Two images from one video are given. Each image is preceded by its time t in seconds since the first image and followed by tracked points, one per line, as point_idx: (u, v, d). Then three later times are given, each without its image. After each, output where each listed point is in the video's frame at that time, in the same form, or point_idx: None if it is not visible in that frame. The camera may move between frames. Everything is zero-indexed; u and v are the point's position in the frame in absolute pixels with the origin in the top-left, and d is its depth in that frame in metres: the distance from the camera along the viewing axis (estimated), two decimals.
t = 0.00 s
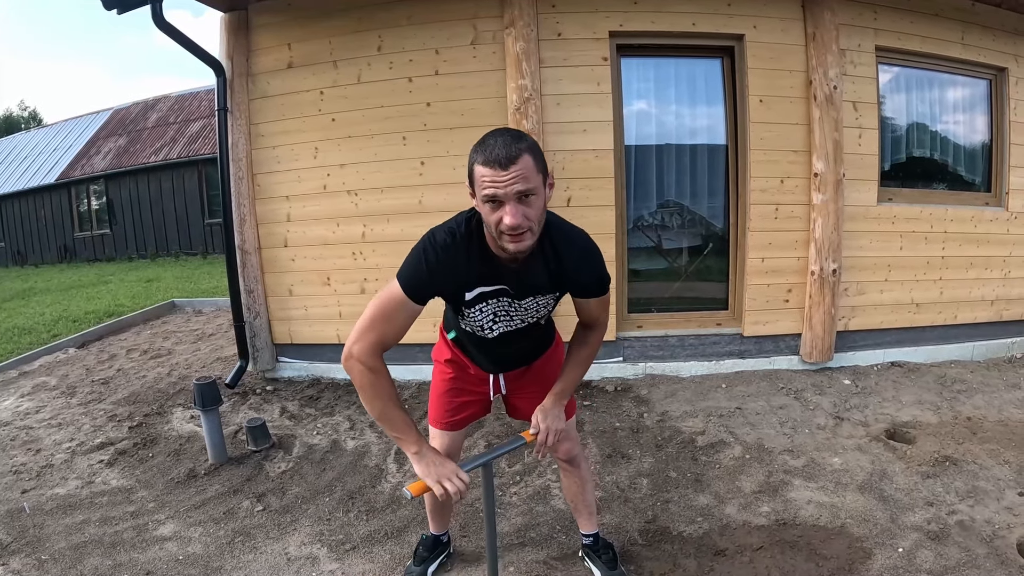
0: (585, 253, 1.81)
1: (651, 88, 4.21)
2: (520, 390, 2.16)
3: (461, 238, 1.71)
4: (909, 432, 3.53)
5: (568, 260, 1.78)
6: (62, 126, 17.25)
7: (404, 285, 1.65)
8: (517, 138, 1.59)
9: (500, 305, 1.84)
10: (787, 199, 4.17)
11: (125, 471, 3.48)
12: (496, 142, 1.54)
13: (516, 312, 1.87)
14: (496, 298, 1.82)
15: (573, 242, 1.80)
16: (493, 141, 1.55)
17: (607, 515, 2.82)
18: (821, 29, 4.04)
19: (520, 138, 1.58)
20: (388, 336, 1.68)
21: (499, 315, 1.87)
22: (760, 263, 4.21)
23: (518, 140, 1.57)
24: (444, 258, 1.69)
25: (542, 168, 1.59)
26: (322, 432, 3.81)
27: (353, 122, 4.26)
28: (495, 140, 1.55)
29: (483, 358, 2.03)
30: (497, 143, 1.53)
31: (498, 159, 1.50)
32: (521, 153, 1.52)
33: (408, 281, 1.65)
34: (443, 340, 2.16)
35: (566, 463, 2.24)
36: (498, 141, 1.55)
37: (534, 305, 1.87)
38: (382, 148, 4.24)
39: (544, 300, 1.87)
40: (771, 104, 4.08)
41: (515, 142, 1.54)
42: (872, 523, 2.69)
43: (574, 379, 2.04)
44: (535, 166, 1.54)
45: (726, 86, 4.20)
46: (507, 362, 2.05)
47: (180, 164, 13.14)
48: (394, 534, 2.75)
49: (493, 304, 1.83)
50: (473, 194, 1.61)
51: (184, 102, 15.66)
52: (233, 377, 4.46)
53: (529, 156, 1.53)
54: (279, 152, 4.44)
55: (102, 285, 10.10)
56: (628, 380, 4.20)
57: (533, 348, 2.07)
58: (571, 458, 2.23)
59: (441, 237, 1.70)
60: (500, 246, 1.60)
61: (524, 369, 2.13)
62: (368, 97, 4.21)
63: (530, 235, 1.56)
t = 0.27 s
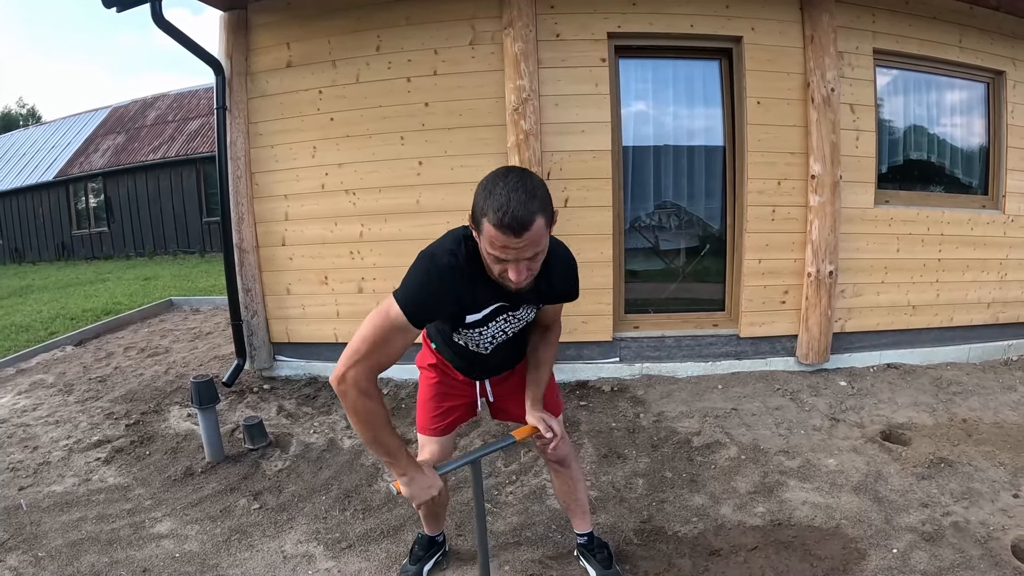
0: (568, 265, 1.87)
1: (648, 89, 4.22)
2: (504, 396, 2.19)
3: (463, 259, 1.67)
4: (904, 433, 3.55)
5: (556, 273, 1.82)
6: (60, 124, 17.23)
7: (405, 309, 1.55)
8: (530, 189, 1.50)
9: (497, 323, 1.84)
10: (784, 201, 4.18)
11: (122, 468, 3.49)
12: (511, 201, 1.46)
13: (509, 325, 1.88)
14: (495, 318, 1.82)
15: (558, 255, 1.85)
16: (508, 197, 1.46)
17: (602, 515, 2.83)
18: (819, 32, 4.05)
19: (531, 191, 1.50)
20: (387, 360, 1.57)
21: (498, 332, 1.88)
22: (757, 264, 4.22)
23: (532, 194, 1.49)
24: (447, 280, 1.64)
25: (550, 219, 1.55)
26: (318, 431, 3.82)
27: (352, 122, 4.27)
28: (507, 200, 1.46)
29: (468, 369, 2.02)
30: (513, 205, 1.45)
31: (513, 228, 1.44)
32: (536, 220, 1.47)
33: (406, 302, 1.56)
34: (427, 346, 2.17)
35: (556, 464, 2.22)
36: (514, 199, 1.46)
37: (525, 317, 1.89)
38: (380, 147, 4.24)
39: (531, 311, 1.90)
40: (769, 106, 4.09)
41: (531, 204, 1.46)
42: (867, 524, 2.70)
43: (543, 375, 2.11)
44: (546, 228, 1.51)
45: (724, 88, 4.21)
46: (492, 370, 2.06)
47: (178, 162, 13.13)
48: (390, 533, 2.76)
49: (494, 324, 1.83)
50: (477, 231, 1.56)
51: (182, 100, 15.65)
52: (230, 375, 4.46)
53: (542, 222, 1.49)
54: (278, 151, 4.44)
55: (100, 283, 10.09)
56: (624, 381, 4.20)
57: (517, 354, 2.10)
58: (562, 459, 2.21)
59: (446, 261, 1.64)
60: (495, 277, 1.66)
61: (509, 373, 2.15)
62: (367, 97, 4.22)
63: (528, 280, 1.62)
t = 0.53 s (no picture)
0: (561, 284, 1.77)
1: (646, 91, 4.23)
2: (509, 391, 2.20)
3: (439, 286, 1.68)
4: (899, 435, 3.56)
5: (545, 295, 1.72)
6: (57, 121, 17.21)
7: (379, 321, 1.71)
8: (500, 246, 1.46)
9: (475, 341, 1.83)
10: (780, 203, 4.20)
11: (118, 465, 3.49)
12: (479, 261, 1.42)
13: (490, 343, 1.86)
14: (473, 335, 1.82)
15: (547, 278, 1.74)
16: (476, 256, 1.43)
17: (597, 514, 2.84)
18: (817, 34, 4.06)
19: (501, 249, 1.46)
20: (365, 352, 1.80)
21: (478, 347, 1.88)
22: (753, 266, 4.23)
23: (501, 251, 1.45)
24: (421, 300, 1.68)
25: (521, 268, 1.51)
26: (314, 429, 3.82)
27: (349, 121, 4.27)
28: (474, 259, 1.42)
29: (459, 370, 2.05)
30: (480, 267, 1.42)
31: (480, 290, 1.43)
32: (504, 279, 1.44)
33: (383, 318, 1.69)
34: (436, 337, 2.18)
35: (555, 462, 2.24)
36: (481, 258, 1.43)
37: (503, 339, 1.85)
38: (378, 147, 4.25)
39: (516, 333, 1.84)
40: (766, 108, 4.11)
41: (499, 265, 1.43)
42: (861, 524, 2.71)
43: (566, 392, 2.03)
44: (515, 283, 1.48)
45: (722, 89, 4.22)
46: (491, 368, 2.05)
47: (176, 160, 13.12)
48: (384, 531, 2.76)
49: (474, 339, 1.82)
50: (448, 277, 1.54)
51: (180, 98, 15.64)
52: (226, 373, 4.46)
53: (511, 278, 1.46)
54: (276, 149, 4.45)
55: (97, 280, 10.08)
56: (620, 381, 4.21)
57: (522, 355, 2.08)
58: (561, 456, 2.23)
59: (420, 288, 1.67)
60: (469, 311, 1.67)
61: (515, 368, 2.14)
62: (365, 96, 4.22)
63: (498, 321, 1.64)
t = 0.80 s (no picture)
0: (543, 307, 1.73)
1: (642, 92, 4.24)
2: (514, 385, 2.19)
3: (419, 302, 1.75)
4: (894, 435, 3.57)
5: (524, 318, 1.69)
6: (54, 119, 17.18)
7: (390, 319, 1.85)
8: (469, 269, 1.46)
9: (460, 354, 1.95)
10: (776, 204, 4.21)
11: (113, 463, 3.49)
12: (449, 286, 1.43)
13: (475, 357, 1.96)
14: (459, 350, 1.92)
15: (521, 300, 1.71)
16: (445, 281, 1.44)
17: (591, 514, 2.85)
18: (813, 36, 4.07)
19: (471, 273, 1.46)
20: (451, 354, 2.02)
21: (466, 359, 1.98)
22: (749, 266, 4.24)
23: (471, 274, 1.45)
24: (404, 314, 1.80)
25: (492, 289, 1.52)
26: (310, 428, 3.83)
27: (346, 120, 4.28)
28: (444, 284, 1.43)
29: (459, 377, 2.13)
30: (450, 291, 1.43)
31: (450, 313, 1.45)
32: (474, 302, 1.45)
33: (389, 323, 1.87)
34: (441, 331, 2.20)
35: (557, 458, 2.26)
36: (451, 283, 1.43)
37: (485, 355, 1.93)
38: (374, 146, 4.25)
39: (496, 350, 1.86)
40: (762, 109, 4.12)
41: (468, 289, 1.43)
42: (855, 525, 2.72)
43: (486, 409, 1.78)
44: (487, 305, 1.49)
45: (718, 91, 4.24)
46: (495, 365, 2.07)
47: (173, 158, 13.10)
48: (379, 529, 2.76)
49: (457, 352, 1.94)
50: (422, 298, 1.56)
51: (178, 96, 15.63)
52: (222, 372, 4.46)
53: (482, 301, 1.47)
54: (272, 148, 4.45)
55: (93, 279, 10.05)
56: (615, 381, 4.22)
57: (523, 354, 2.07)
58: (562, 453, 2.25)
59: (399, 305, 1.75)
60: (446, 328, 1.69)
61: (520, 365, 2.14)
62: (361, 95, 4.23)
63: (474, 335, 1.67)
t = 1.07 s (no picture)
0: (552, 280, 1.69)
1: (639, 92, 4.25)
2: (509, 383, 2.18)
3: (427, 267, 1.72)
4: (889, 435, 3.58)
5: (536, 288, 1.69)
6: (51, 117, 17.16)
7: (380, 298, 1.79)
8: (480, 229, 1.47)
9: (467, 328, 1.89)
10: (772, 204, 4.22)
11: (111, 461, 3.49)
12: (458, 244, 1.44)
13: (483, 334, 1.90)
14: (464, 323, 1.87)
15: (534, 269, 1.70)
16: (456, 240, 1.44)
17: (587, 512, 2.86)
18: (810, 36, 4.08)
19: (481, 233, 1.46)
20: (388, 333, 1.92)
21: (469, 335, 1.93)
22: (745, 266, 4.25)
23: (481, 235, 1.46)
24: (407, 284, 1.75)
25: (502, 252, 1.52)
26: (306, 426, 3.83)
27: (343, 119, 4.28)
28: (454, 242, 1.44)
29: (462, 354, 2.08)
30: (460, 251, 1.43)
31: (459, 272, 1.45)
32: (483, 262, 1.45)
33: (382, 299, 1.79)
34: (434, 330, 2.20)
35: (550, 456, 2.26)
36: (461, 242, 1.44)
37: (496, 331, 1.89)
38: (372, 145, 4.25)
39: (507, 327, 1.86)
40: (759, 109, 4.13)
41: (478, 248, 1.44)
42: (850, 524, 2.73)
43: (560, 375, 1.89)
44: (496, 267, 1.50)
45: (715, 91, 4.25)
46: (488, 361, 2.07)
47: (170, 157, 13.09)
48: (375, 527, 2.77)
49: (462, 327, 1.89)
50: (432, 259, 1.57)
51: (176, 95, 15.61)
52: (219, 371, 4.46)
53: (491, 262, 1.47)
54: (269, 147, 4.45)
55: (89, 277, 10.03)
56: (611, 380, 4.23)
57: (520, 348, 2.07)
58: (555, 451, 2.26)
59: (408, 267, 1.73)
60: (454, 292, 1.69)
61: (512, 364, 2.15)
62: (359, 94, 4.23)
63: (481, 302, 1.67)
